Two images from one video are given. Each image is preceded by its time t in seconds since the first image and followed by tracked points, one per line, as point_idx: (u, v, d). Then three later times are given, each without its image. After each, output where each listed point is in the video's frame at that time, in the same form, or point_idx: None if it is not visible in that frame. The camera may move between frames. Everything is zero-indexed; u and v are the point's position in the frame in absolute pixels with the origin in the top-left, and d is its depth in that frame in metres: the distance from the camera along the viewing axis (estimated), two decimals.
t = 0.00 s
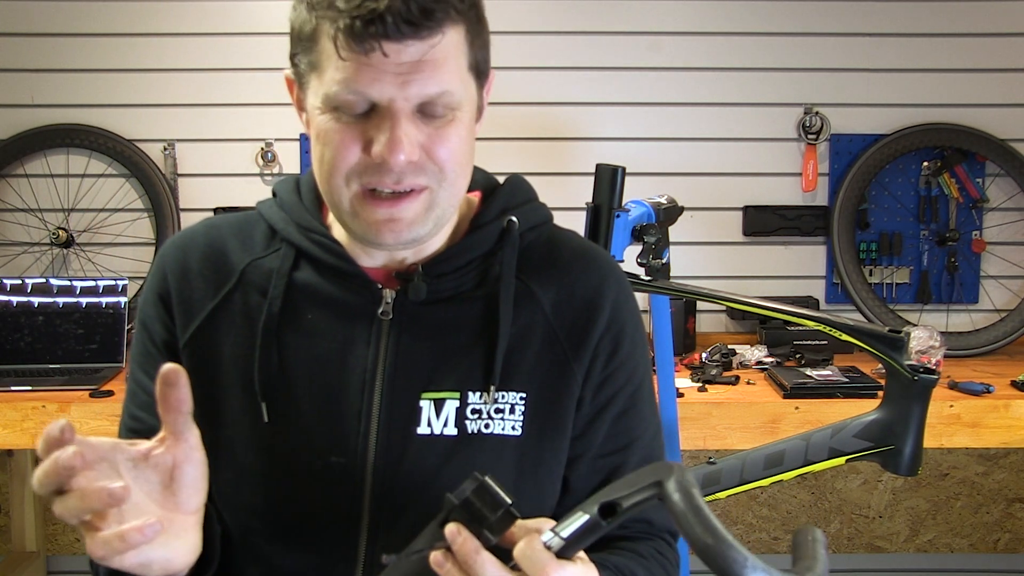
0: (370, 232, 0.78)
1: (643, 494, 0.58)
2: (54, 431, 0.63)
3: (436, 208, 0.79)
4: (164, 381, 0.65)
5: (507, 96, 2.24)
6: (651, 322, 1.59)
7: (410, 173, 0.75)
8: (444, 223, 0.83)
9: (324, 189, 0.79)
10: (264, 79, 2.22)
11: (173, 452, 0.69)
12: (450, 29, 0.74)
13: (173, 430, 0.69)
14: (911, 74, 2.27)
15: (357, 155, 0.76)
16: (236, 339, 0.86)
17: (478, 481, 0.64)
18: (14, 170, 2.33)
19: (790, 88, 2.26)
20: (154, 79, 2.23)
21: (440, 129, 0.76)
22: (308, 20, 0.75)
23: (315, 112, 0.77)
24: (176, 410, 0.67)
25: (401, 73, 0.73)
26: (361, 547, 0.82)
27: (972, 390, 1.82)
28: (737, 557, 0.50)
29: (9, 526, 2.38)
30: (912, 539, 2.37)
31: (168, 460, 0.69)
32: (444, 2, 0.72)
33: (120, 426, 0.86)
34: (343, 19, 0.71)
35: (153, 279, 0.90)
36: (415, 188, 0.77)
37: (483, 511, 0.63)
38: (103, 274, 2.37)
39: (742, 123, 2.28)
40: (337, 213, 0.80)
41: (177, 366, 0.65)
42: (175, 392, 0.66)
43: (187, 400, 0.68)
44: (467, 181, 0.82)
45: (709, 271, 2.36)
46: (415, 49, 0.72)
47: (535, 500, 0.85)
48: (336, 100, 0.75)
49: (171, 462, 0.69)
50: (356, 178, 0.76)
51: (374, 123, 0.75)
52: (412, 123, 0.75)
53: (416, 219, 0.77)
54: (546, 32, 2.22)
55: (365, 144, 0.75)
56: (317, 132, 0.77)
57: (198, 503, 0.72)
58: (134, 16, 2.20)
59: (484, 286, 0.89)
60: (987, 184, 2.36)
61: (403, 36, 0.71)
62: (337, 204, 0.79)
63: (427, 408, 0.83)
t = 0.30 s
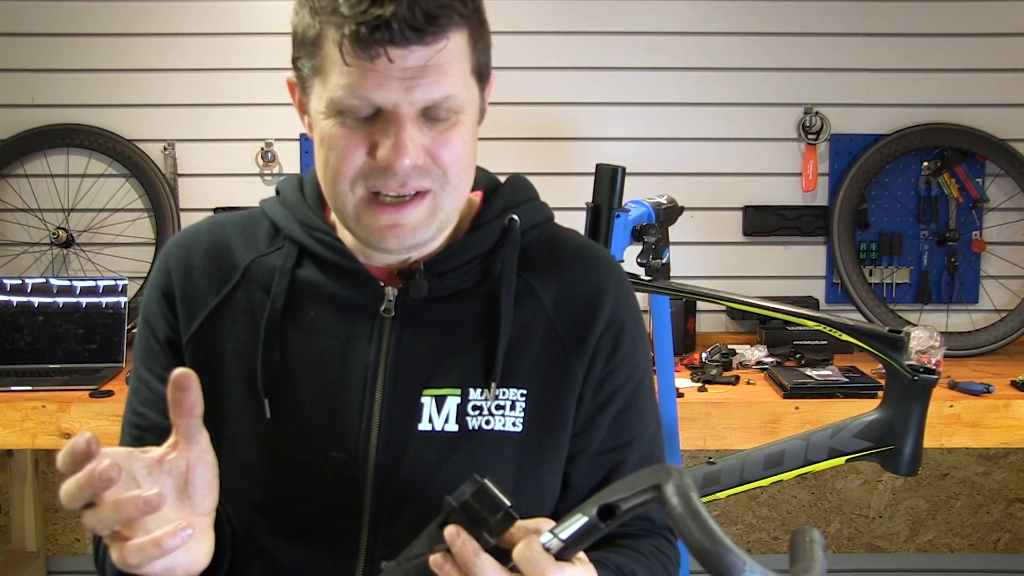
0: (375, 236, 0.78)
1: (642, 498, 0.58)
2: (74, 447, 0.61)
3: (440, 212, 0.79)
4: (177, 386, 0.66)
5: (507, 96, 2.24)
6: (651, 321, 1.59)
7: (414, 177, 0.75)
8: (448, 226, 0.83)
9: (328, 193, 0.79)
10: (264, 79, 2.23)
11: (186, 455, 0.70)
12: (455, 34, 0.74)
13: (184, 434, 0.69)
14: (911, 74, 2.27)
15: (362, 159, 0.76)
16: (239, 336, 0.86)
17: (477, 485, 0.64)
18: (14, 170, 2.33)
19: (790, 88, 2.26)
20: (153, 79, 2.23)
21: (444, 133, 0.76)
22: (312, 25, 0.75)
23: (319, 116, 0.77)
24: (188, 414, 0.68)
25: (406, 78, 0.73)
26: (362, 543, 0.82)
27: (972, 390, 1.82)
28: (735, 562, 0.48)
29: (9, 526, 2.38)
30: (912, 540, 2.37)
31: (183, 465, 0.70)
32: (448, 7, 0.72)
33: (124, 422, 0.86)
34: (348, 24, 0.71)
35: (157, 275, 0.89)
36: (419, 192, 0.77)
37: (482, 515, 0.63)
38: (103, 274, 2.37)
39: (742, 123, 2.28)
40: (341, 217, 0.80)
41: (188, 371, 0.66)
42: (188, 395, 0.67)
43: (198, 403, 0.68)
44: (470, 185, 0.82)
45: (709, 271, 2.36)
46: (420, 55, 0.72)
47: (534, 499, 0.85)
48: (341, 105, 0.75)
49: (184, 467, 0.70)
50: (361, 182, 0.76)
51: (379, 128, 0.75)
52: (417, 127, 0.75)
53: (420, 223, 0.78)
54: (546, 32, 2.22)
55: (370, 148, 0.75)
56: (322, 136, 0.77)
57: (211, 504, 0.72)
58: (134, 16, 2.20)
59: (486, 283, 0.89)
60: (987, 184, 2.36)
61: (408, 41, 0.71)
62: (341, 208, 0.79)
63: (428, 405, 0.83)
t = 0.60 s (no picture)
0: (370, 226, 0.78)
1: (633, 479, 0.59)
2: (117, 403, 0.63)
3: (436, 202, 0.79)
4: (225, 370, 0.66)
5: (507, 97, 2.24)
6: (651, 321, 1.59)
7: (407, 164, 0.76)
8: (445, 219, 0.83)
9: (325, 184, 0.80)
10: (264, 79, 2.22)
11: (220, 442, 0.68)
12: (446, 23, 0.75)
13: (224, 421, 0.68)
14: (911, 74, 2.27)
15: (356, 147, 0.76)
16: (241, 333, 0.86)
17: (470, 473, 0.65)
18: (14, 169, 2.33)
19: (791, 88, 2.26)
20: (153, 79, 2.23)
21: (437, 122, 0.77)
22: (308, 17, 0.76)
23: (316, 107, 0.78)
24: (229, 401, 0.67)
25: (396, 65, 0.74)
26: (362, 539, 0.81)
27: (972, 390, 1.82)
28: (728, 535, 0.50)
29: (9, 526, 2.38)
30: (912, 539, 2.37)
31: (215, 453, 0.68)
32: None
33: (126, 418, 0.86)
34: (340, 13, 0.73)
35: (160, 272, 0.89)
36: (413, 180, 0.77)
37: (478, 502, 0.64)
38: (103, 274, 2.37)
39: (742, 123, 2.28)
40: (338, 208, 0.81)
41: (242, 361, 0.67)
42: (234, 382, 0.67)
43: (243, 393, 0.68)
44: (466, 177, 0.82)
45: (709, 271, 2.36)
46: (411, 42, 0.73)
47: (535, 496, 0.85)
48: (335, 93, 0.76)
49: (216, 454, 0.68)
50: (355, 170, 0.77)
51: (373, 116, 0.76)
52: (409, 115, 0.76)
53: (415, 212, 0.77)
54: (546, 32, 2.22)
55: (364, 137, 0.76)
56: (318, 127, 0.78)
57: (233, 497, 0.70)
58: (134, 16, 2.20)
59: (487, 280, 0.89)
60: (987, 184, 2.36)
61: (398, 28, 0.72)
62: (337, 199, 0.79)
63: (429, 400, 0.83)
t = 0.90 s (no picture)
0: (372, 222, 0.78)
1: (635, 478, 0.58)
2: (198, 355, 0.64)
3: (436, 200, 0.79)
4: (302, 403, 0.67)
5: (507, 97, 2.24)
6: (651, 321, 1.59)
7: (407, 160, 0.76)
8: (448, 217, 0.83)
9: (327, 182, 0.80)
10: (264, 79, 2.23)
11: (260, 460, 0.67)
12: (446, 20, 0.75)
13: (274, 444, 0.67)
14: (911, 74, 2.27)
15: (357, 144, 0.76)
16: (247, 331, 0.85)
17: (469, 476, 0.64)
18: (14, 170, 2.33)
19: (791, 88, 2.26)
20: (153, 79, 2.23)
21: (438, 118, 0.77)
22: (310, 16, 0.77)
23: (318, 105, 0.78)
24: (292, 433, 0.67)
25: (396, 61, 0.74)
26: (366, 538, 0.81)
27: (972, 390, 1.81)
28: (732, 535, 0.50)
29: (9, 526, 2.38)
30: (912, 540, 2.37)
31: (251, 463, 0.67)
32: None
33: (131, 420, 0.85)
34: (340, 10, 0.73)
35: (166, 273, 0.89)
36: (414, 177, 0.77)
37: (481, 506, 0.63)
38: (102, 274, 2.37)
39: (742, 124, 2.28)
40: (341, 206, 0.80)
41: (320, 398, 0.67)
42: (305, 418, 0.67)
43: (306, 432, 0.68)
44: (467, 175, 0.81)
45: (709, 271, 2.36)
46: (411, 38, 0.73)
47: (537, 496, 0.85)
48: (337, 90, 0.76)
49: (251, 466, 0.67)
50: (356, 167, 0.77)
51: (374, 113, 0.76)
52: (410, 112, 0.76)
53: (416, 209, 0.77)
54: (546, 32, 2.22)
55: (365, 133, 0.76)
56: (320, 124, 0.78)
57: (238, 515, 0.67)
58: (134, 16, 2.20)
59: (490, 279, 0.89)
60: (987, 184, 2.36)
61: (397, 24, 0.72)
62: (339, 197, 0.80)
63: (433, 399, 0.83)
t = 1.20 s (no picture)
0: (378, 216, 0.77)
1: (667, 491, 0.61)
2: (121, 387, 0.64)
3: (444, 196, 0.78)
4: (237, 445, 0.65)
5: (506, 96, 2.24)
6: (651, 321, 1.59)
7: (416, 155, 0.75)
8: (455, 215, 0.82)
9: (337, 176, 0.80)
10: (264, 79, 2.23)
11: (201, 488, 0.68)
12: (460, 19, 0.75)
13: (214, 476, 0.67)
14: (911, 74, 2.27)
15: (367, 138, 0.76)
16: (256, 329, 0.85)
17: (495, 493, 0.64)
18: (14, 169, 2.33)
19: (790, 88, 2.26)
20: (153, 79, 2.23)
21: (448, 115, 0.77)
22: (326, 13, 0.78)
23: (331, 100, 0.78)
24: (229, 472, 0.66)
25: (409, 57, 0.74)
26: (373, 535, 0.81)
27: (972, 390, 1.81)
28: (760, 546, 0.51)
29: (9, 526, 2.38)
30: (912, 540, 2.37)
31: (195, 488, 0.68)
32: None
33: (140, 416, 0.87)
34: (355, 5, 0.74)
35: (176, 269, 0.88)
36: (422, 172, 0.77)
37: (509, 525, 0.63)
38: (102, 274, 2.37)
39: (742, 123, 2.28)
40: (350, 200, 0.80)
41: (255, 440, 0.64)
42: (241, 461, 0.65)
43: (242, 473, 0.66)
44: (476, 174, 0.81)
45: (709, 271, 2.36)
46: (423, 34, 0.74)
47: (543, 495, 0.85)
48: (350, 86, 0.76)
49: (195, 489, 0.68)
50: (365, 161, 0.77)
51: (385, 108, 0.76)
52: (421, 108, 0.76)
53: (423, 204, 0.77)
54: (546, 32, 2.22)
55: (375, 128, 0.76)
56: (332, 119, 0.78)
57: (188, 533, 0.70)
58: (134, 16, 2.20)
59: (500, 279, 0.88)
60: (987, 184, 2.36)
61: (410, 20, 0.73)
62: (348, 191, 0.79)
63: (442, 396, 0.83)
